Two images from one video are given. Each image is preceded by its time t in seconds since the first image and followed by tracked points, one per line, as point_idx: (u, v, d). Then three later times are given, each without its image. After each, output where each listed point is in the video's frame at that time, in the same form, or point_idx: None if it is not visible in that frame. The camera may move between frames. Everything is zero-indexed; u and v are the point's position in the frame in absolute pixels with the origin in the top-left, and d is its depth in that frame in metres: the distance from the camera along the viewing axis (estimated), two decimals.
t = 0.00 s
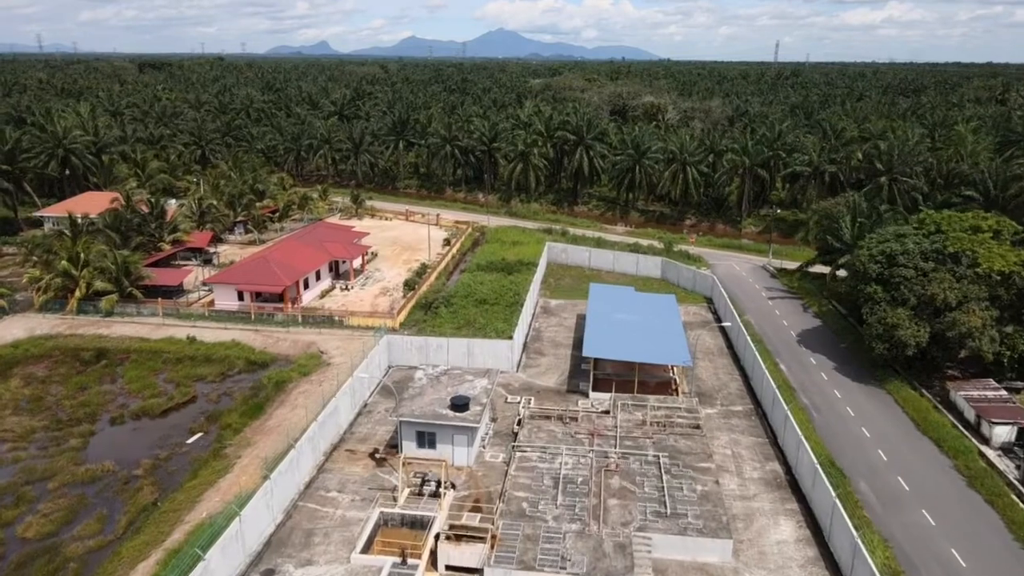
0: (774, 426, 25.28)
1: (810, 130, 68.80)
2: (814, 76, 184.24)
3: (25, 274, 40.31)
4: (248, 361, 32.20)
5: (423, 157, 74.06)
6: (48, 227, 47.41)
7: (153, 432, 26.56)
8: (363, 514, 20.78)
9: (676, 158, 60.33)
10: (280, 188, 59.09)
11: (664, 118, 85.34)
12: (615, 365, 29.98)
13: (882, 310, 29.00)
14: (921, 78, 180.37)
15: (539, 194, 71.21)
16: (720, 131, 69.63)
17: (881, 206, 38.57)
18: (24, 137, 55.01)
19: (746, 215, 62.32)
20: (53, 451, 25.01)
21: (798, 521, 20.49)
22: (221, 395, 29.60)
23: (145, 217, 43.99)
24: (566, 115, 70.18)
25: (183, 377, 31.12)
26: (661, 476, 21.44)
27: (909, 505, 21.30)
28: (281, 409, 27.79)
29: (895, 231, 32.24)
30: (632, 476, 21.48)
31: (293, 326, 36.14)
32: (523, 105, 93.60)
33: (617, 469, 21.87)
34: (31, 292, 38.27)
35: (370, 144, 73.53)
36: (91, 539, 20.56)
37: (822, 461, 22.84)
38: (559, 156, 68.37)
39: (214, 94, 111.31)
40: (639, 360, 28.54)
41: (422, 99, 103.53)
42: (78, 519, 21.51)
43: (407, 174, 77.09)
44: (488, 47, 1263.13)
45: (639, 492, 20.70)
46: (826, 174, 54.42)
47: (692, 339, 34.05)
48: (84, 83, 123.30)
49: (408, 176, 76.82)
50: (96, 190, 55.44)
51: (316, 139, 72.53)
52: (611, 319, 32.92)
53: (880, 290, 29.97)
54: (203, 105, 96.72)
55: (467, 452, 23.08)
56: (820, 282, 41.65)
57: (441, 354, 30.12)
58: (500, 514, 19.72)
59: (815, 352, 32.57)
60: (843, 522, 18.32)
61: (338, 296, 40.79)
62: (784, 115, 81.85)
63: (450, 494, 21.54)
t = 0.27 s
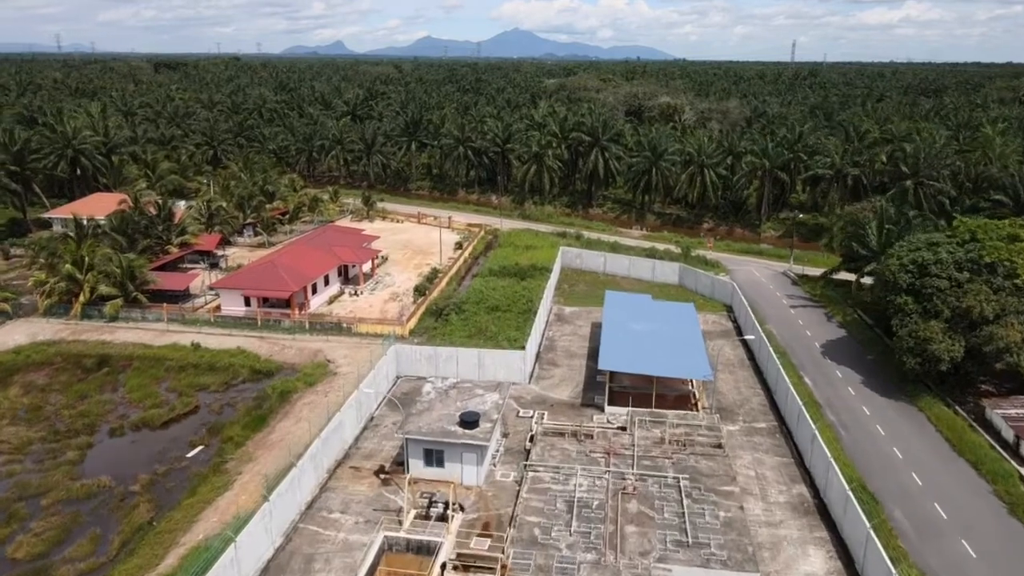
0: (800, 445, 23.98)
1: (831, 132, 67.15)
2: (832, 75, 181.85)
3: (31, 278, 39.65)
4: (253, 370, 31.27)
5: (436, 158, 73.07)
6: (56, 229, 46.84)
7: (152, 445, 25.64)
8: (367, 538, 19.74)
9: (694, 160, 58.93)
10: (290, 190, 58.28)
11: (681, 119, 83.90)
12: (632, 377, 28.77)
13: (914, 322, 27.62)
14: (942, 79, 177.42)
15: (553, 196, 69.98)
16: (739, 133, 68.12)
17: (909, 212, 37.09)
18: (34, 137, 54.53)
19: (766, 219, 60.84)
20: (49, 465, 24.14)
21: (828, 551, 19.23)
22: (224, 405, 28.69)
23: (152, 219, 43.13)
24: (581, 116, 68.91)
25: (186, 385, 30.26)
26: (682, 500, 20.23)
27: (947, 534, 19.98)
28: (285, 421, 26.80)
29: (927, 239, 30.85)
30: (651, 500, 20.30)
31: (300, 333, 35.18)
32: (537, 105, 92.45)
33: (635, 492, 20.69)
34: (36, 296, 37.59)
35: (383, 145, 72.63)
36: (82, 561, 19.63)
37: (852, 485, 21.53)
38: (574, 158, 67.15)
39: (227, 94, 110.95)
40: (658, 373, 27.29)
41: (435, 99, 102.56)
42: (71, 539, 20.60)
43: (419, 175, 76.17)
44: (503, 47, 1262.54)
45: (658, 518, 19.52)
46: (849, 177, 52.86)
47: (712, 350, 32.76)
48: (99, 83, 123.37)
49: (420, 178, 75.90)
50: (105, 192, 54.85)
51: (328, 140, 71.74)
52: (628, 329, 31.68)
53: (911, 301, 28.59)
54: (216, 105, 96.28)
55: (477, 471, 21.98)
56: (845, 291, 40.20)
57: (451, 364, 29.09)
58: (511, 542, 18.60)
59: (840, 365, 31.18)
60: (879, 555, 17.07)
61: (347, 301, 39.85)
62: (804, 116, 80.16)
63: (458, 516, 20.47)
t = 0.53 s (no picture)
0: (830, 468, 22.64)
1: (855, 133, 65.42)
2: (852, 75, 179.17)
3: (38, 281, 39.04)
4: (259, 379, 30.35)
5: (450, 160, 72.06)
6: (66, 231, 46.30)
7: (152, 459, 24.74)
8: (371, 564, 18.71)
9: (714, 162, 57.48)
10: (302, 191, 57.46)
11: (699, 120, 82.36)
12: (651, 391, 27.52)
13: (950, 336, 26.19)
14: (965, 79, 174.26)
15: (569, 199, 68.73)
16: (760, 134, 66.54)
17: (941, 219, 35.56)
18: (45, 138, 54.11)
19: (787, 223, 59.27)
20: (45, 480, 23.30)
21: None
22: (229, 417, 27.78)
23: (161, 222, 42.35)
24: (598, 117, 67.62)
25: (190, 395, 29.39)
26: (705, 528, 19.01)
27: (991, 569, 18.62)
28: (289, 434, 25.81)
29: (963, 248, 29.42)
30: (672, 528, 19.10)
31: (308, 340, 34.22)
32: (553, 106, 91.22)
33: (655, 519, 19.49)
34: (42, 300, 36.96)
35: (396, 146, 71.72)
36: None
37: (887, 513, 20.26)
38: (590, 160, 65.85)
39: (242, 94, 110.60)
40: (678, 388, 26.00)
41: (450, 99, 101.58)
42: (63, 560, 19.72)
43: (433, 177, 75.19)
44: (519, 47, 1261.43)
45: (680, 548, 18.31)
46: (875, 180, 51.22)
47: (734, 362, 31.42)
48: (116, 83, 123.55)
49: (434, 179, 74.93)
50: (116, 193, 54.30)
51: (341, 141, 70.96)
52: (646, 340, 30.41)
53: (946, 314, 27.17)
54: (230, 105, 95.87)
55: (488, 493, 20.87)
56: (873, 300, 38.69)
57: (462, 375, 28.03)
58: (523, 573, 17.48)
59: (870, 379, 29.75)
60: None
61: (357, 307, 38.88)
62: (826, 118, 78.35)
63: (468, 542, 19.39)
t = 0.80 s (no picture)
0: (863, 494, 21.30)
1: (880, 135, 63.65)
2: (872, 75, 176.54)
3: (44, 285, 38.36)
4: (264, 389, 29.40)
5: (464, 161, 71.01)
6: (74, 233, 45.68)
7: (151, 474, 23.82)
8: None
9: (734, 165, 56.01)
10: (314, 193, 56.62)
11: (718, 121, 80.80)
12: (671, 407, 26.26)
13: (990, 352, 24.76)
14: (988, 79, 171.19)
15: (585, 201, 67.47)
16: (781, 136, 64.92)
17: (975, 226, 34.01)
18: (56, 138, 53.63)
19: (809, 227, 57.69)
20: (40, 496, 22.44)
21: None
22: (232, 429, 26.84)
23: (170, 225, 41.77)
24: (615, 118, 66.27)
25: (193, 405, 28.50)
26: (731, 561, 17.76)
27: None
28: (293, 449, 24.81)
29: (1002, 258, 27.96)
30: (695, 559, 17.88)
31: (316, 348, 33.27)
32: (569, 106, 89.95)
33: (676, 549, 18.28)
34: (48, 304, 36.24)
35: (410, 147, 70.76)
36: None
37: (926, 545, 18.92)
38: (606, 161, 64.54)
39: (257, 94, 110.23)
40: (701, 405, 24.68)
41: (465, 99, 100.56)
42: None
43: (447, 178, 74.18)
44: (534, 46, 1261.20)
45: None
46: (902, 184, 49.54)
47: (757, 375, 30.08)
48: (132, 83, 123.65)
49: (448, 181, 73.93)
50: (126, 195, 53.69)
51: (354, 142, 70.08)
52: (666, 351, 29.13)
53: (985, 328, 25.76)
54: (244, 105, 95.40)
55: (499, 518, 19.75)
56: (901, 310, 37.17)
57: (474, 387, 26.96)
58: None
59: (901, 395, 28.30)
60: None
61: (367, 313, 37.89)
62: (849, 119, 76.53)
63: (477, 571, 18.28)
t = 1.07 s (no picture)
0: (894, 521, 20.01)
1: (899, 137, 62.08)
2: (888, 76, 174.37)
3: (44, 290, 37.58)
4: (265, 401, 28.42)
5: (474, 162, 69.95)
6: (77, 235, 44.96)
7: (144, 491, 22.87)
8: None
9: (750, 167, 54.63)
10: (321, 195, 55.71)
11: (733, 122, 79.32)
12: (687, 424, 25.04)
13: None
14: (1006, 79, 168.71)
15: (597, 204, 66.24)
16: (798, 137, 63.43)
17: (1005, 232, 32.58)
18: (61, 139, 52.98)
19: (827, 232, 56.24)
20: (28, 515, 21.55)
21: None
22: (230, 443, 25.86)
23: (174, 228, 41.02)
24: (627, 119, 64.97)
25: (192, 416, 27.58)
26: None
27: None
28: (292, 465, 23.79)
29: None
30: None
31: (319, 357, 32.26)
32: (580, 107, 88.68)
33: None
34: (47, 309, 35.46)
35: (419, 148, 69.75)
36: None
37: None
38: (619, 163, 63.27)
39: (267, 94, 109.60)
40: (719, 424, 23.41)
41: (475, 100, 99.53)
42: None
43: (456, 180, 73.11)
44: (546, 46, 1259.82)
45: None
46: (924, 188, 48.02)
47: (777, 388, 28.81)
48: (142, 83, 123.39)
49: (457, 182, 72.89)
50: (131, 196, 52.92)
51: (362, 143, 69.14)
52: (682, 364, 27.91)
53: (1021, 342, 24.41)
54: (254, 106, 94.75)
55: (506, 544, 18.64)
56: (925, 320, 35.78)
57: (480, 400, 25.87)
58: None
59: (929, 412, 26.95)
60: None
61: (373, 321, 36.85)
62: (867, 120, 74.91)
63: None
